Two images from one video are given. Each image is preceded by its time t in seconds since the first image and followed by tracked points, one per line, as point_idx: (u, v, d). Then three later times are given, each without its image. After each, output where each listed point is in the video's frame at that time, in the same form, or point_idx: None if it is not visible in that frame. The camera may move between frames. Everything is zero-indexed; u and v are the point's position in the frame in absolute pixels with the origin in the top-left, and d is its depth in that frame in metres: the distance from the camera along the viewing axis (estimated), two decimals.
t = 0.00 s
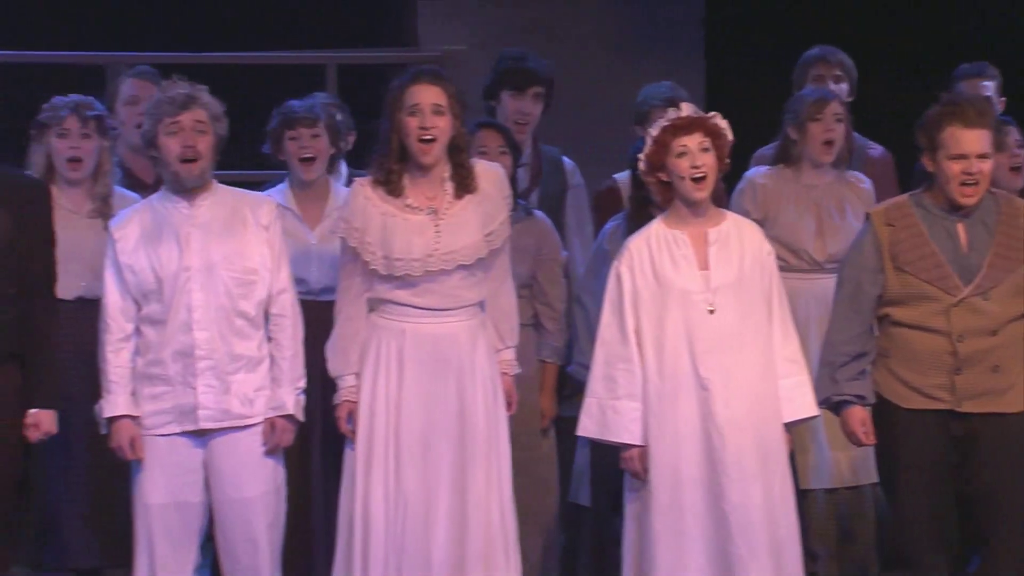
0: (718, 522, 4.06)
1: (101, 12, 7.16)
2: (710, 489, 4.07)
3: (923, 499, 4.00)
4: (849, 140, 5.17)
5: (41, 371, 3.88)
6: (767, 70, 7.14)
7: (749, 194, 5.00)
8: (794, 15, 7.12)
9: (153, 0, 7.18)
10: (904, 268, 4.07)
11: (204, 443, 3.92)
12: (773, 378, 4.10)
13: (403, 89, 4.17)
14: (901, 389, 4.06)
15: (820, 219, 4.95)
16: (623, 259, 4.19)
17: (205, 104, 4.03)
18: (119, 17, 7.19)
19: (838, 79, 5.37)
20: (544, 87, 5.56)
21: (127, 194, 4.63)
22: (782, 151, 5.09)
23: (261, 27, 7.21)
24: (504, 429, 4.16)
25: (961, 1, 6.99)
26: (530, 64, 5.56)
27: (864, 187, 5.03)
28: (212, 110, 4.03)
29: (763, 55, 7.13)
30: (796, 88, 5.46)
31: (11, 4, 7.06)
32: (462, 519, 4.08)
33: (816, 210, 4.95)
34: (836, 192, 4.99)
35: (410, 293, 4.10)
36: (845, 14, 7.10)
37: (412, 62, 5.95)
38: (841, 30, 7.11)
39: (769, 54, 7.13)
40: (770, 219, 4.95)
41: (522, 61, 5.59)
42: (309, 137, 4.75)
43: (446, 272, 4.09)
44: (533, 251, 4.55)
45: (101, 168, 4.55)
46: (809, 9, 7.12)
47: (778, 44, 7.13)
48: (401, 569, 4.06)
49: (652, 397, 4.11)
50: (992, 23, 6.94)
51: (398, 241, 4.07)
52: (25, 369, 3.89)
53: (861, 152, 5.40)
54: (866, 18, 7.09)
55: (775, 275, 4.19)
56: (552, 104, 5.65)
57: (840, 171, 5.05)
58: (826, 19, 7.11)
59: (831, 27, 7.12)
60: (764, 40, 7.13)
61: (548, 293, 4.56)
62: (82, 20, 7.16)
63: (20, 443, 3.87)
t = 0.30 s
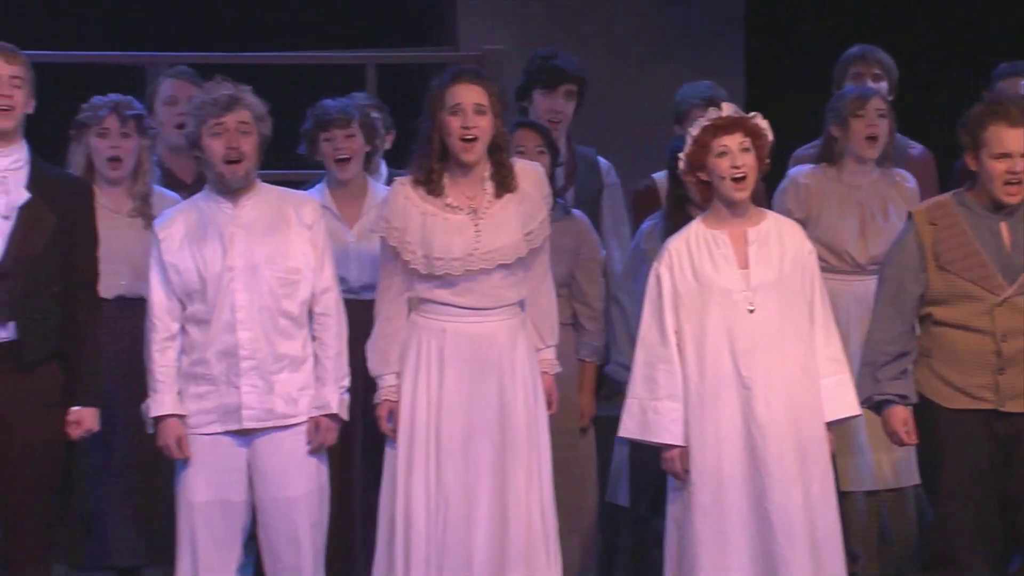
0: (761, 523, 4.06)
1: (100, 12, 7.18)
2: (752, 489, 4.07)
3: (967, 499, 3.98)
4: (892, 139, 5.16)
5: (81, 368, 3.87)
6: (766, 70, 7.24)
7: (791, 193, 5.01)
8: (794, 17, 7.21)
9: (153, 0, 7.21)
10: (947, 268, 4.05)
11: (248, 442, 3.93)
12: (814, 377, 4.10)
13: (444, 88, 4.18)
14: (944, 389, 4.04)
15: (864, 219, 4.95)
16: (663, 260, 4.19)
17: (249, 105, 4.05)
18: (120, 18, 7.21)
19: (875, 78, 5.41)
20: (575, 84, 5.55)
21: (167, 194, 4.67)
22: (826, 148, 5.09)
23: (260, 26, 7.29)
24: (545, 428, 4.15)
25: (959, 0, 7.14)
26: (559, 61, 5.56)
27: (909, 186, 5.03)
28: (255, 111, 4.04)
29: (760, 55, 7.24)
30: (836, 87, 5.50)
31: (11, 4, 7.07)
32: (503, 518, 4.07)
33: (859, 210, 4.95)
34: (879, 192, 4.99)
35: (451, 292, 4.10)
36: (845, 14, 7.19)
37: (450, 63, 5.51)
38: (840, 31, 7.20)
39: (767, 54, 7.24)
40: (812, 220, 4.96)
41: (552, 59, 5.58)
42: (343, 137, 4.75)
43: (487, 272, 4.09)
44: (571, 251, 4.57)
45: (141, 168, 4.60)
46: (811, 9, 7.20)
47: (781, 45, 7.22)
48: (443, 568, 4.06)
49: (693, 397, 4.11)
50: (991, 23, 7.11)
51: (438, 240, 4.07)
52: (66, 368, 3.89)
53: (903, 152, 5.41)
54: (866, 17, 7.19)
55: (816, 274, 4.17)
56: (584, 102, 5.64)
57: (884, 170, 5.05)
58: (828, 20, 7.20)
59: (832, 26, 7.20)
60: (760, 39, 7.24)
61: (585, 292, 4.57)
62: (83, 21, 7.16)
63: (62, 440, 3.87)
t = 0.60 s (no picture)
0: (801, 523, 4.05)
1: (100, 11, 7.01)
2: (793, 490, 4.06)
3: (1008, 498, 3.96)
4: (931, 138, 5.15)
5: (124, 366, 3.87)
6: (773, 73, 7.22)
7: (833, 194, 5.03)
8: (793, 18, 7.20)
9: None
10: (988, 267, 4.03)
11: (289, 442, 4.03)
12: (854, 375, 4.06)
13: (482, 88, 4.18)
14: (986, 389, 4.01)
15: (904, 219, 4.96)
16: (703, 261, 4.20)
17: (292, 105, 4.14)
18: (120, 17, 7.03)
19: (915, 77, 5.40)
20: (606, 81, 5.54)
21: (204, 194, 4.69)
22: (866, 146, 5.09)
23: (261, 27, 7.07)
24: (583, 427, 4.14)
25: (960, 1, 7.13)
26: (590, 59, 5.55)
27: (950, 185, 5.03)
28: (298, 111, 4.13)
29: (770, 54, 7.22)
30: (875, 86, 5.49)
31: (11, 4, 6.97)
32: (542, 517, 4.07)
33: (899, 210, 4.96)
34: (921, 193, 5.00)
35: (489, 292, 4.09)
36: (844, 14, 7.16)
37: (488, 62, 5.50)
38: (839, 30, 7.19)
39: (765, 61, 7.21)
40: (853, 220, 4.99)
41: (582, 57, 5.57)
42: (382, 140, 4.75)
43: (526, 271, 4.09)
44: (609, 250, 4.61)
45: (177, 166, 4.61)
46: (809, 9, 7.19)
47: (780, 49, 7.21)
48: (482, 567, 4.06)
49: (732, 398, 4.10)
50: (991, 23, 7.13)
51: (476, 239, 4.06)
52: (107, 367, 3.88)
53: (941, 151, 5.41)
54: (866, 17, 7.15)
55: (857, 273, 4.14)
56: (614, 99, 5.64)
57: (925, 169, 5.07)
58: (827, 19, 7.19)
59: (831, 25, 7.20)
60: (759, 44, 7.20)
61: (624, 291, 4.62)
62: (83, 21, 7.01)
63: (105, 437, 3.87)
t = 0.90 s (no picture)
0: (838, 524, 4.04)
1: (100, 11, 6.93)
2: (828, 489, 4.05)
3: None
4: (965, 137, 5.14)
5: (156, 363, 3.87)
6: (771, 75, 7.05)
7: (868, 194, 5.02)
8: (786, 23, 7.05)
9: None
10: None
11: (326, 441, 4.05)
12: (889, 376, 4.05)
13: (518, 88, 4.19)
14: None
15: (940, 219, 4.95)
16: (738, 262, 4.18)
17: (331, 106, 4.20)
18: (120, 17, 6.95)
19: (953, 77, 5.39)
20: (636, 77, 5.54)
21: (238, 194, 4.73)
22: (901, 145, 5.08)
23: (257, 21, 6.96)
24: (618, 427, 4.14)
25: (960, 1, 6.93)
26: (619, 56, 5.54)
27: (985, 185, 5.02)
28: (337, 112, 4.19)
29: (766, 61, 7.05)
30: (911, 86, 5.48)
31: (11, 4, 6.92)
32: (576, 517, 4.07)
33: (934, 209, 4.95)
34: (956, 193, 4.98)
35: (524, 291, 4.10)
36: (844, 14, 7.08)
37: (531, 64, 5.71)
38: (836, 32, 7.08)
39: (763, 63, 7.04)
40: (889, 221, 4.98)
41: (611, 55, 5.56)
42: (417, 142, 4.78)
43: (561, 271, 4.09)
44: (644, 250, 4.65)
45: (213, 166, 4.64)
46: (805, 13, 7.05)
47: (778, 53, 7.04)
48: (517, 567, 4.06)
49: (767, 398, 4.08)
50: (992, 23, 6.91)
51: (512, 239, 4.07)
52: (142, 365, 3.88)
53: (978, 150, 5.39)
54: (866, 17, 7.05)
55: (892, 271, 4.15)
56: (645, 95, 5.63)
57: (960, 168, 5.05)
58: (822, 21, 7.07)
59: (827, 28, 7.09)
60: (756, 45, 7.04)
61: (659, 291, 4.67)
62: (83, 21, 6.94)
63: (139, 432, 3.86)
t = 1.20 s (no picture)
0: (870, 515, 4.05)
1: (101, 11, 7.02)
2: (858, 483, 4.06)
3: None
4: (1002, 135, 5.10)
5: (193, 359, 3.88)
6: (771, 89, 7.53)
7: (903, 193, 5.02)
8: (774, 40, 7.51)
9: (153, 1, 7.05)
10: None
11: (360, 439, 4.06)
12: (920, 371, 4.07)
13: (553, 87, 4.19)
14: None
15: (977, 212, 4.93)
16: (770, 248, 4.21)
17: (365, 106, 4.21)
18: (120, 17, 7.04)
19: (989, 75, 5.36)
20: (668, 71, 5.53)
21: (273, 191, 4.76)
22: (936, 145, 5.06)
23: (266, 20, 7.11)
24: (652, 426, 4.14)
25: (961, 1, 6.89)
26: (649, 52, 5.54)
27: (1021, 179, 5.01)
28: (371, 111, 4.20)
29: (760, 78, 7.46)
30: (947, 84, 5.46)
31: (11, 4, 6.97)
32: (610, 516, 4.07)
33: (971, 202, 4.94)
34: (992, 186, 4.98)
35: (558, 288, 4.10)
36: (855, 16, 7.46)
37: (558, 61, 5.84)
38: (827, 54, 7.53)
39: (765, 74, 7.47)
40: (927, 217, 4.97)
41: (641, 50, 5.57)
42: (458, 142, 4.79)
43: (595, 267, 4.09)
44: (677, 246, 4.63)
45: (248, 165, 4.66)
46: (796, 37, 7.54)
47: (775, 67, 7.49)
48: (551, 566, 4.07)
49: (798, 392, 4.10)
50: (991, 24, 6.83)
51: (547, 237, 4.07)
52: (179, 362, 3.89)
53: (1015, 151, 5.36)
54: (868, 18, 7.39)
55: (923, 267, 4.15)
56: (677, 90, 5.63)
57: (995, 164, 5.03)
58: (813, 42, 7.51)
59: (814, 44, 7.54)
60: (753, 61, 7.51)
61: (694, 290, 4.66)
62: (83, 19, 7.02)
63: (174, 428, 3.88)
